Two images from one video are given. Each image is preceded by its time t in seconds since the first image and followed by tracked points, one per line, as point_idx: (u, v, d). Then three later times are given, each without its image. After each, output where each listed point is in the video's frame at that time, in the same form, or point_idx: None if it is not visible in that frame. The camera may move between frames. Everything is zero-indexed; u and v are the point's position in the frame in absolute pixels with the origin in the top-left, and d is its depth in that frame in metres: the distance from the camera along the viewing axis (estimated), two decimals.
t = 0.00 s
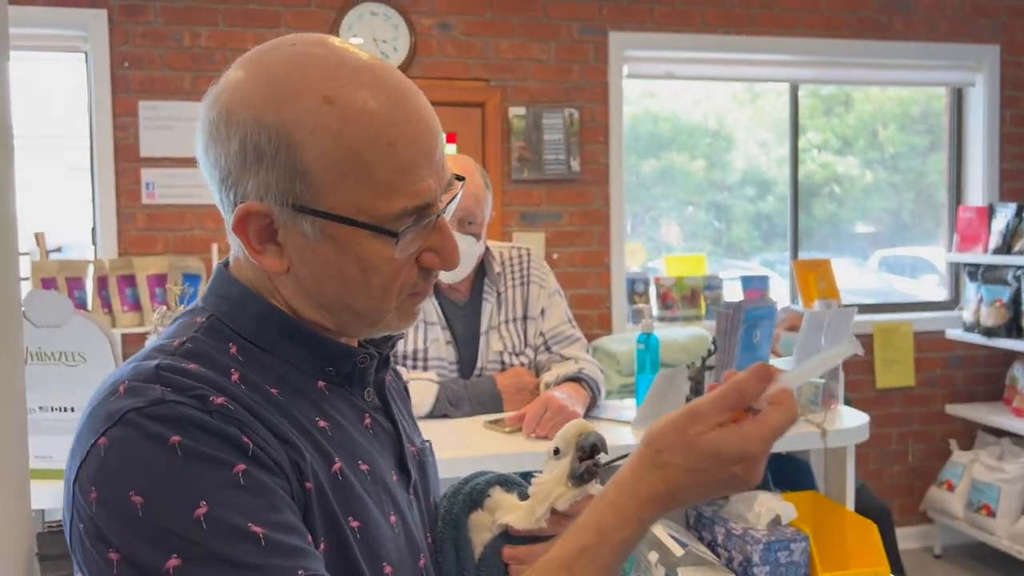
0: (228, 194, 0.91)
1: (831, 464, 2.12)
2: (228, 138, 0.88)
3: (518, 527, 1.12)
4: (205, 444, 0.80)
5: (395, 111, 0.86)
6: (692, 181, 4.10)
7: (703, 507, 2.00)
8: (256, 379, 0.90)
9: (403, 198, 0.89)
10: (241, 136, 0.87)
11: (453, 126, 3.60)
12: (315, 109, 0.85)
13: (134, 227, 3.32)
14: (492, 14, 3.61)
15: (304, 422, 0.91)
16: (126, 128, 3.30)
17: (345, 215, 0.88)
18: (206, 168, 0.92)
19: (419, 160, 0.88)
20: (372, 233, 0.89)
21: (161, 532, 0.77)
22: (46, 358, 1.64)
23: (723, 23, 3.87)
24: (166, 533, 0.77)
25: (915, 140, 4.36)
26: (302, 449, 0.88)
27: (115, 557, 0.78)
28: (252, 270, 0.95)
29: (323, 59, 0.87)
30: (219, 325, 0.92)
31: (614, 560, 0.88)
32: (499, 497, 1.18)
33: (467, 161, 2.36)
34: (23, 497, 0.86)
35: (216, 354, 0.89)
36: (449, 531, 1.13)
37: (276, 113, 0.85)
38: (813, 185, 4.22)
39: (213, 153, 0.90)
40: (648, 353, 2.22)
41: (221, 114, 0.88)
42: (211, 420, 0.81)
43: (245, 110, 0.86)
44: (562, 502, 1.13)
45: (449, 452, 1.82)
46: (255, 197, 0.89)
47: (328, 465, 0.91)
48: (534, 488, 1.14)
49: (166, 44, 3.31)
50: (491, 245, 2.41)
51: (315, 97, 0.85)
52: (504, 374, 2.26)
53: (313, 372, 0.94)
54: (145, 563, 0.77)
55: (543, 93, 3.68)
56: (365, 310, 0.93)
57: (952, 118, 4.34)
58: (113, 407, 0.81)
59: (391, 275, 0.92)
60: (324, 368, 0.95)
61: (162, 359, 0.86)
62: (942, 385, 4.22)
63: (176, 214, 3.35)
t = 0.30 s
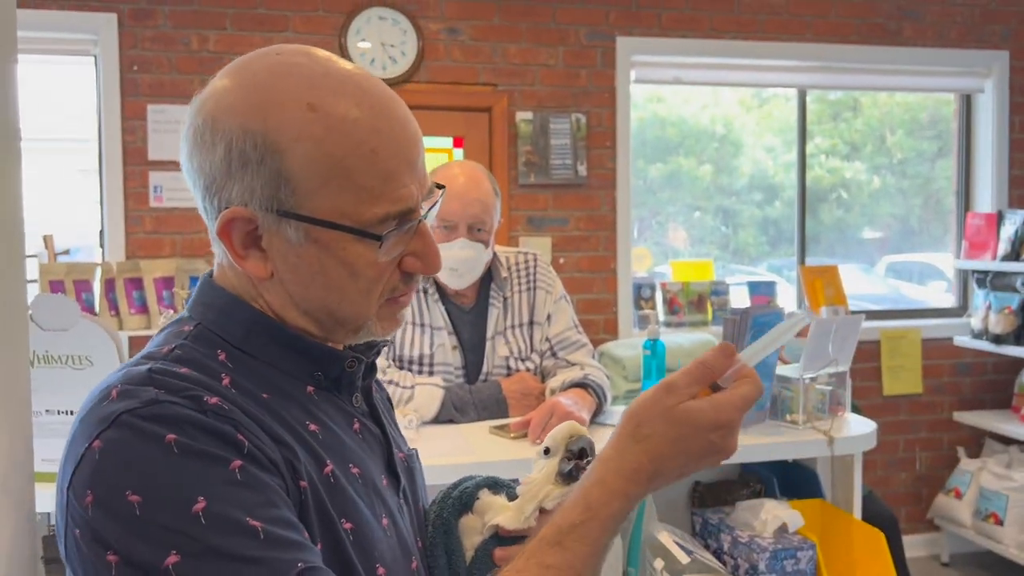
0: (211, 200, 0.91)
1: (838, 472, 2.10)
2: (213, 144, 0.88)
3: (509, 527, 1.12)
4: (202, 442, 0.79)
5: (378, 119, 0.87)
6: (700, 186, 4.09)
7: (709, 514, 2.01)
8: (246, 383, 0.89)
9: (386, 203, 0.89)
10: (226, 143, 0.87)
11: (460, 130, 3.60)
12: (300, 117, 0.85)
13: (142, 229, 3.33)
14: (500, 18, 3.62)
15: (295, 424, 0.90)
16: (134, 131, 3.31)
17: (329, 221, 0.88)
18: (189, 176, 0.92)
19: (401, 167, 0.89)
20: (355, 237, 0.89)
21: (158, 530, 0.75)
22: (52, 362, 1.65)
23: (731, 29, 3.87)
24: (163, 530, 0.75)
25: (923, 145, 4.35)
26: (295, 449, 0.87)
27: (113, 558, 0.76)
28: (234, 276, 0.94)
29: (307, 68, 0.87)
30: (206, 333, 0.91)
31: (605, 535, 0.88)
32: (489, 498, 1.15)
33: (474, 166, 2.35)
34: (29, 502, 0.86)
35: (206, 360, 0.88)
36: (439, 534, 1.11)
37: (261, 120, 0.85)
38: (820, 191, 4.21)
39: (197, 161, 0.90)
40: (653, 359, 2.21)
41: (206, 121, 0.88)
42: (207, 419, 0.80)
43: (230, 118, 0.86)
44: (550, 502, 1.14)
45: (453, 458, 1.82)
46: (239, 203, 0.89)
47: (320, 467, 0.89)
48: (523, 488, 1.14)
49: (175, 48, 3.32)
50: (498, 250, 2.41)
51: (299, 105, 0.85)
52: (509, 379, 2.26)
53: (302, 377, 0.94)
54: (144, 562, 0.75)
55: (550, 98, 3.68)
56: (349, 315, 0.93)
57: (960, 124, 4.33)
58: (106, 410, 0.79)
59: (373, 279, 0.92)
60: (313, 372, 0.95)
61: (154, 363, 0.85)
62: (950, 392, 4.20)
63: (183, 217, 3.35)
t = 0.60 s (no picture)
0: (184, 205, 0.90)
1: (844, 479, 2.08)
2: (184, 149, 0.86)
3: (502, 535, 1.08)
4: (179, 453, 0.76)
5: (350, 118, 0.86)
6: (706, 190, 4.07)
7: (714, 522, 1.99)
8: (226, 392, 0.87)
9: (361, 205, 0.89)
10: (197, 147, 0.86)
11: (466, 133, 3.60)
12: (271, 119, 0.84)
13: (148, 231, 3.33)
14: (507, 21, 3.61)
15: (278, 434, 0.88)
16: (141, 133, 3.32)
17: (304, 223, 0.88)
18: (161, 180, 0.91)
19: (374, 167, 0.88)
20: (331, 241, 0.89)
21: (134, 544, 0.72)
22: (54, 365, 1.64)
23: (739, 32, 3.86)
24: (141, 546, 0.72)
25: (931, 150, 4.32)
26: (278, 460, 0.86)
27: None
28: (214, 285, 0.94)
29: (278, 68, 0.86)
30: (186, 343, 0.89)
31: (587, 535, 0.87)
32: (481, 508, 1.14)
33: (483, 171, 2.33)
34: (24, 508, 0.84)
35: (187, 370, 0.87)
36: (433, 545, 1.08)
37: (231, 122, 0.84)
38: (827, 195, 4.19)
39: (169, 166, 0.88)
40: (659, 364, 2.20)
41: (176, 125, 0.86)
42: (184, 430, 0.78)
43: (200, 121, 0.85)
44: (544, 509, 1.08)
45: (457, 463, 1.80)
46: (211, 207, 0.88)
47: (304, 478, 0.88)
48: (516, 495, 1.10)
49: (182, 50, 3.32)
50: (503, 254, 2.40)
51: (270, 106, 0.84)
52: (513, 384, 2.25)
53: (286, 386, 0.93)
54: None
55: (558, 101, 3.67)
56: (326, 318, 0.93)
57: (969, 129, 4.31)
58: (80, 422, 0.77)
59: (350, 282, 0.92)
60: (298, 381, 0.94)
61: (132, 374, 0.83)
62: (958, 399, 4.17)
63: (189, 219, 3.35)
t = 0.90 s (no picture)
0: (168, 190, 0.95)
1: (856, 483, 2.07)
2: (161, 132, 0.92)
3: (518, 541, 1.06)
4: (175, 465, 0.75)
5: (280, 75, 0.86)
6: (715, 191, 4.06)
7: (726, 525, 1.98)
8: (229, 399, 0.87)
9: (293, 162, 0.88)
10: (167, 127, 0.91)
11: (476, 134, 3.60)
12: (211, 82, 0.87)
13: (158, 231, 3.34)
14: (517, 22, 3.60)
15: (282, 443, 0.87)
16: (152, 133, 3.32)
17: (240, 184, 0.88)
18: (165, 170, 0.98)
19: (305, 122, 0.87)
20: (266, 202, 0.89)
21: (127, 557, 0.71)
22: (65, 363, 1.63)
23: (749, 33, 3.84)
24: (135, 561, 0.71)
25: (941, 152, 4.30)
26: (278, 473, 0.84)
27: None
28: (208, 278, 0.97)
29: (232, 41, 0.89)
30: (191, 347, 0.89)
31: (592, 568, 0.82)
32: (496, 518, 1.12)
33: (496, 172, 2.32)
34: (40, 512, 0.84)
35: (191, 375, 0.87)
36: (445, 557, 1.07)
37: (184, 91, 0.89)
38: (836, 197, 4.16)
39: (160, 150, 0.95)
40: (671, 366, 2.19)
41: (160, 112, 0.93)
42: (181, 441, 0.77)
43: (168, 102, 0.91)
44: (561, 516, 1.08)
45: (468, 465, 1.80)
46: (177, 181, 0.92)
47: (307, 491, 0.87)
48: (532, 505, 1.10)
49: (193, 50, 3.33)
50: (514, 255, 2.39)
51: (212, 71, 0.87)
52: (524, 385, 2.24)
53: (293, 393, 0.93)
54: None
55: (567, 102, 3.66)
56: (271, 289, 0.91)
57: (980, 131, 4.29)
58: (79, 428, 0.77)
59: (290, 248, 0.90)
60: (305, 388, 0.94)
61: (133, 379, 0.83)
62: (969, 402, 4.14)
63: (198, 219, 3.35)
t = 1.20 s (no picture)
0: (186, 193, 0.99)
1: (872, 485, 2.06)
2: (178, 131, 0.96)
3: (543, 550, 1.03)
4: (156, 504, 0.72)
5: (273, 70, 0.88)
6: (723, 191, 4.05)
7: (740, 527, 1.98)
8: (238, 409, 0.86)
9: (280, 158, 0.88)
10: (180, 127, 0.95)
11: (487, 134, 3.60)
12: (212, 80, 0.89)
13: (170, 230, 3.35)
14: (528, 21, 3.60)
15: (286, 460, 0.86)
16: (164, 132, 3.33)
17: (233, 182, 0.90)
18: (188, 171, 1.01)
19: (294, 117, 0.88)
20: (256, 200, 0.90)
21: None
22: (82, 362, 1.66)
23: (761, 33, 3.83)
24: None
25: (951, 152, 4.28)
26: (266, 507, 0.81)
27: None
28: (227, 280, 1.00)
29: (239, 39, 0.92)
30: (205, 351, 0.88)
31: None
32: (518, 523, 1.09)
33: (511, 172, 2.32)
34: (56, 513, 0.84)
35: (202, 381, 0.85)
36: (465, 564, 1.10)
37: (190, 90, 0.92)
38: (846, 197, 4.15)
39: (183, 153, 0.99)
40: (685, 367, 2.18)
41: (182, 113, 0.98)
42: (172, 470, 0.74)
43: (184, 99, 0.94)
44: (587, 523, 1.01)
45: (481, 466, 1.79)
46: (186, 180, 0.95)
47: (309, 509, 0.84)
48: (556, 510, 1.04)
49: (205, 49, 3.33)
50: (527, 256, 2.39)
51: (214, 70, 0.90)
52: (536, 386, 2.24)
53: (306, 400, 0.92)
54: None
55: (578, 102, 3.66)
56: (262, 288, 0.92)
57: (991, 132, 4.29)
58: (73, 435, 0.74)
59: (280, 248, 0.91)
60: (318, 395, 0.93)
61: (139, 389, 0.80)
62: (980, 404, 4.12)
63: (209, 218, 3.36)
